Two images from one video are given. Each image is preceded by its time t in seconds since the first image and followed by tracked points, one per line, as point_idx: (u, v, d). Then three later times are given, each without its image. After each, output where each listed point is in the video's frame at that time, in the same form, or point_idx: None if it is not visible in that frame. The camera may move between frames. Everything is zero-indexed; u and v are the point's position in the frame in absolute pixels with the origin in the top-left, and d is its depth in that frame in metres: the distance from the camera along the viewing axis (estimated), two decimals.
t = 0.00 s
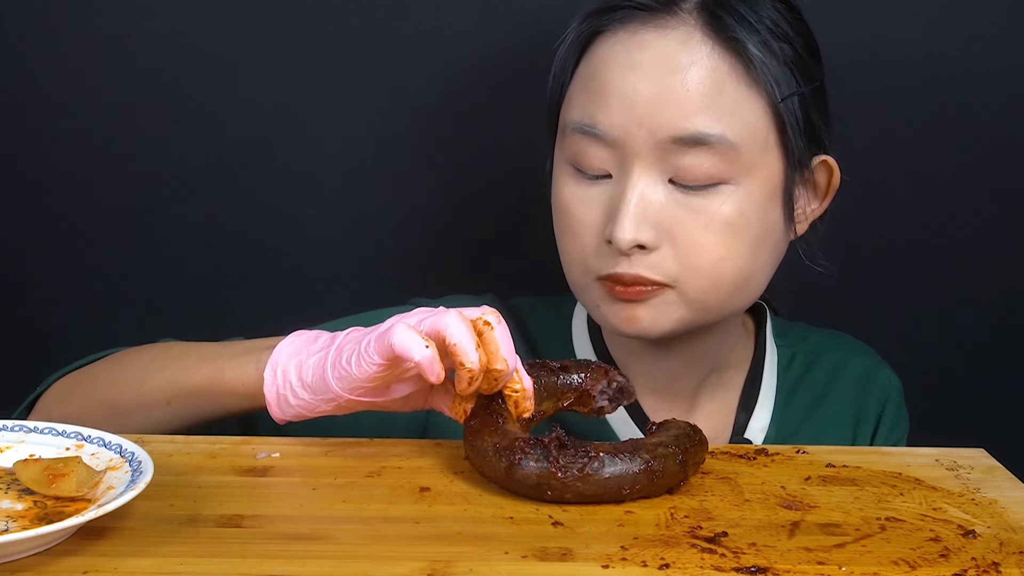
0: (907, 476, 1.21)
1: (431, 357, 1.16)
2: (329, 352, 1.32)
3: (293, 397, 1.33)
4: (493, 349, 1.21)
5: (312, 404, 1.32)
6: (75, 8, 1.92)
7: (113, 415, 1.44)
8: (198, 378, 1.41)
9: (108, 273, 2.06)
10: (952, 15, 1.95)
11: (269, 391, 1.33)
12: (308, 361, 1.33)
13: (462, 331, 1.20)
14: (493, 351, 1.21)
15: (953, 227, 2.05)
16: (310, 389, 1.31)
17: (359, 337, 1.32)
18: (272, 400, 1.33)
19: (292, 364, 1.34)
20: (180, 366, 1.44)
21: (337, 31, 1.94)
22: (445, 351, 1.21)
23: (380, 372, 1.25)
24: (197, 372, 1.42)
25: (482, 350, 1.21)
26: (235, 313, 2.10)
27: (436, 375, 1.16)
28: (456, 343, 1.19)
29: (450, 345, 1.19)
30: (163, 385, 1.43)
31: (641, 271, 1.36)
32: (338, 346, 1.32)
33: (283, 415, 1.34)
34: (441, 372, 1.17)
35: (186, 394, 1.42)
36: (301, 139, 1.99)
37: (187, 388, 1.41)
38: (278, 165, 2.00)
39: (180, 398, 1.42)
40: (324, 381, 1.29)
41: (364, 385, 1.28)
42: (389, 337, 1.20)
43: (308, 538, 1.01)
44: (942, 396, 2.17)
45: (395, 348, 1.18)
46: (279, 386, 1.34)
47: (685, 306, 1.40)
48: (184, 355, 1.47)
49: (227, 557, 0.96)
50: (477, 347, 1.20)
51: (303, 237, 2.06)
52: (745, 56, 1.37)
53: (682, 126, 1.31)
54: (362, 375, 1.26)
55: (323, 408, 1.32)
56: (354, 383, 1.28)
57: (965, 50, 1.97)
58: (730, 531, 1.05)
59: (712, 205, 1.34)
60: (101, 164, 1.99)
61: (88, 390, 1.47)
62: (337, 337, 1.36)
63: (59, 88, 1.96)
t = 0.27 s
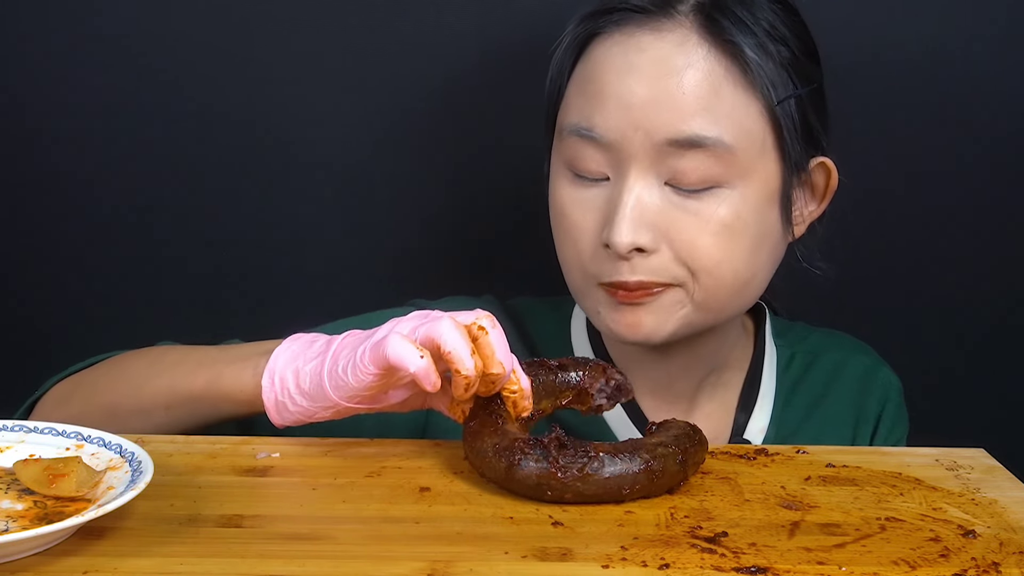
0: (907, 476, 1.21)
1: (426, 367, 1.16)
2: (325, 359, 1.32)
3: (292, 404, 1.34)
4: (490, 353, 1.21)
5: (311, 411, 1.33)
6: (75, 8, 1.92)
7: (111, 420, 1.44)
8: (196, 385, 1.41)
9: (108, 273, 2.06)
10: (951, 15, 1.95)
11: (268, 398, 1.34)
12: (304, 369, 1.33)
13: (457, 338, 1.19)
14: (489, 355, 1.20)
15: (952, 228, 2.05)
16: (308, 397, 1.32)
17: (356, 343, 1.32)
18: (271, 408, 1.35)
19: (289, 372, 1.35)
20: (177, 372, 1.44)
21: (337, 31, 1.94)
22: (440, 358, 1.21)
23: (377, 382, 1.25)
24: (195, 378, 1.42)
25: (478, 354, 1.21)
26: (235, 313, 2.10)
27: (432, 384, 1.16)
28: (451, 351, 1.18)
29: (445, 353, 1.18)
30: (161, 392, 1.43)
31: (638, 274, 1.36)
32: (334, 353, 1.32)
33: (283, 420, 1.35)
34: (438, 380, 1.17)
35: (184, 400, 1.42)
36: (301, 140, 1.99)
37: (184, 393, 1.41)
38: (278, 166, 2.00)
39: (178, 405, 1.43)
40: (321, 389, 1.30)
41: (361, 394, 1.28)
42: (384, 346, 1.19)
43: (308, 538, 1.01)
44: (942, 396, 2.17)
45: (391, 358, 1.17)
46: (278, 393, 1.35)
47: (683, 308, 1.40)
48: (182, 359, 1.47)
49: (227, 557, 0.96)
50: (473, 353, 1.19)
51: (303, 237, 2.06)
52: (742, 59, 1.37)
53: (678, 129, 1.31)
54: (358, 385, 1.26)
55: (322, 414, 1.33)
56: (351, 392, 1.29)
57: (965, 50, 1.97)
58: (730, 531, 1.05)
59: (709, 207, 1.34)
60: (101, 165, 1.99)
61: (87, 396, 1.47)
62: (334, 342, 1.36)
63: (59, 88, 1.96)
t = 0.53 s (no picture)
0: (906, 476, 1.21)
1: (420, 383, 1.14)
2: (321, 366, 1.32)
3: (295, 410, 1.35)
4: (484, 360, 1.19)
5: (312, 416, 1.34)
6: (75, 8, 1.92)
7: (111, 427, 1.45)
8: (196, 393, 1.42)
9: (108, 273, 2.06)
10: (951, 16, 1.95)
11: (269, 405, 1.36)
12: (302, 379, 1.33)
13: (448, 348, 1.17)
14: (483, 361, 1.19)
15: (952, 228, 2.05)
16: (308, 404, 1.33)
17: (352, 351, 1.31)
18: (273, 414, 1.37)
19: (288, 380, 1.35)
20: (176, 378, 1.44)
21: (336, 31, 1.94)
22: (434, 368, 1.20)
23: (374, 394, 1.26)
24: (194, 386, 1.42)
25: (471, 358, 1.19)
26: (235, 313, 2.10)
27: (428, 399, 1.15)
28: (443, 361, 1.17)
29: (438, 364, 1.17)
30: (160, 399, 1.43)
31: (633, 278, 1.36)
32: (329, 361, 1.32)
33: (287, 422, 1.38)
34: (433, 394, 1.16)
35: (185, 407, 1.43)
36: (300, 140, 1.99)
37: (185, 398, 1.42)
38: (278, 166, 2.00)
39: (178, 412, 1.44)
40: (320, 397, 1.31)
41: (360, 407, 1.29)
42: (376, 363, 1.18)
43: (307, 538, 1.01)
44: (942, 396, 2.18)
45: (383, 376, 1.16)
46: (278, 399, 1.36)
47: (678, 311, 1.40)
48: (180, 363, 1.47)
49: (227, 557, 0.96)
50: (466, 359, 1.18)
51: (303, 237, 2.06)
52: (737, 61, 1.37)
53: (673, 132, 1.31)
54: (356, 398, 1.26)
55: (323, 418, 1.35)
56: (349, 401, 1.29)
57: (964, 51, 1.97)
58: (730, 531, 1.05)
59: (704, 210, 1.34)
60: (100, 164, 1.99)
61: (85, 402, 1.47)
62: (331, 345, 1.36)
63: (59, 88, 1.96)
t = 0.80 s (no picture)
0: (907, 476, 1.21)
1: (419, 378, 1.14)
2: (320, 364, 1.32)
3: (295, 408, 1.35)
4: (481, 356, 1.20)
5: (312, 414, 1.34)
6: (75, 8, 1.92)
7: (111, 428, 1.45)
8: (197, 394, 1.42)
9: (108, 274, 2.06)
10: (951, 16, 1.95)
11: (270, 403, 1.36)
12: (303, 376, 1.33)
13: (446, 344, 1.18)
14: (481, 357, 1.19)
15: (952, 228, 2.05)
16: (308, 401, 1.33)
17: (351, 348, 1.31)
18: (274, 413, 1.37)
19: (288, 378, 1.35)
20: (176, 380, 1.44)
21: (336, 32, 1.94)
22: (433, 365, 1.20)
23: (373, 390, 1.26)
24: (195, 387, 1.42)
25: (470, 355, 1.20)
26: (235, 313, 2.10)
27: (427, 394, 1.14)
28: (442, 357, 1.17)
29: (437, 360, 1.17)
30: (161, 401, 1.43)
31: (627, 278, 1.36)
32: (329, 359, 1.32)
33: (288, 421, 1.37)
34: (432, 389, 1.15)
35: (185, 408, 1.43)
36: (300, 140, 1.99)
37: (185, 400, 1.42)
38: (278, 166, 2.00)
39: (179, 413, 1.43)
40: (320, 394, 1.31)
41: (359, 403, 1.29)
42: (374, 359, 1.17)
43: (307, 538, 1.01)
44: (942, 396, 2.18)
45: (382, 372, 1.15)
46: (279, 398, 1.36)
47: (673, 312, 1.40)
48: (180, 366, 1.47)
49: (227, 557, 0.96)
50: (464, 355, 1.18)
51: (303, 237, 2.06)
52: (732, 63, 1.37)
53: (668, 133, 1.31)
54: (356, 395, 1.26)
55: (323, 416, 1.34)
56: (349, 398, 1.29)
57: (964, 51, 1.97)
58: (730, 531, 1.05)
59: (699, 211, 1.34)
60: (100, 165, 1.99)
61: (86, 405, 1.47)
62: (331, 343, 1.36)
63: (59, 88, 1.96)
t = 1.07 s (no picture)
0: (906, 476, 1.21)
1: (421, 369, 1.14)
2: (321, 357, 1.33)
3: (298, 400, 1.36)
4: (481, 346, 1.20)
5: (314, 406, 1.35)
6: (75, 8, 1.92)
7: (112, 427, 1.44)
8: (197, 390, 1.42)
9: (108, 273, 2.06)
10: (951, 15, 1.95)
11: (272, 396, 1.36)
12: (304, 370, 1.34)
13: (446, 334, 1.18)
14: (480, 347, 1.20)
15: (952, 228, 2.05)
16: (310, 394, 1.34)
17: (351, 340, 1.32)
18: (277, 406, 1.37)
19: (290, 371, 1.36)
20: (176, 376, 1.44)
21: (336, 31, 1.94)
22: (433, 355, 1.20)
23: (375, 382, 1.26)
24: (195, 382, 1.42)
25: (469, 345, 1.20)
26: (235, 313, 2.10)
27: (428, 385, 1.14)
28: (441, 348, 1.17)
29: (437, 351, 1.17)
30: (162, 397, 1.44)
31: (626, 278, 1.36)
32: (329, 352, 1.32)
33: (291, 413, 1.38)
34: (435, 380, 1.15)
35: (186, 403, 1.43)
36: (300, 140, 1.99)
37: (186, 395, 1.42)
38: (278, 166, 2.00)
39: (180, 409, 1.44)
40: (323, 386, 1.31)
41: (362, 394, 1.29)
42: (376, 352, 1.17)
43: (307, 538, 1.01)
44: (942, 396, 2.18)
45: (384, 365, 1.15)
46: (281, 390, 1.37)
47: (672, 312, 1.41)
48: (179, 362, 1.47)
49: (227, 557, 0.96)
50: (464, 344, 1.18)
51: (303, 237, 2.06)
52: (733, 65, 1.37)
53: (668, 134, 1.31)
54: (358, 386, 1.27)
55: (326, 407, 1.35)
56: (351, 390, 1.30)
57: (965, 50, 1.96)
58: (730, 531, 1.05)
59: (699, 213, 1.34)
60: (100, 164, 1.99)
61: (86, 403, 1.47)
62: (330, 335, 1.36)
63: (58, 88, 1.96)
